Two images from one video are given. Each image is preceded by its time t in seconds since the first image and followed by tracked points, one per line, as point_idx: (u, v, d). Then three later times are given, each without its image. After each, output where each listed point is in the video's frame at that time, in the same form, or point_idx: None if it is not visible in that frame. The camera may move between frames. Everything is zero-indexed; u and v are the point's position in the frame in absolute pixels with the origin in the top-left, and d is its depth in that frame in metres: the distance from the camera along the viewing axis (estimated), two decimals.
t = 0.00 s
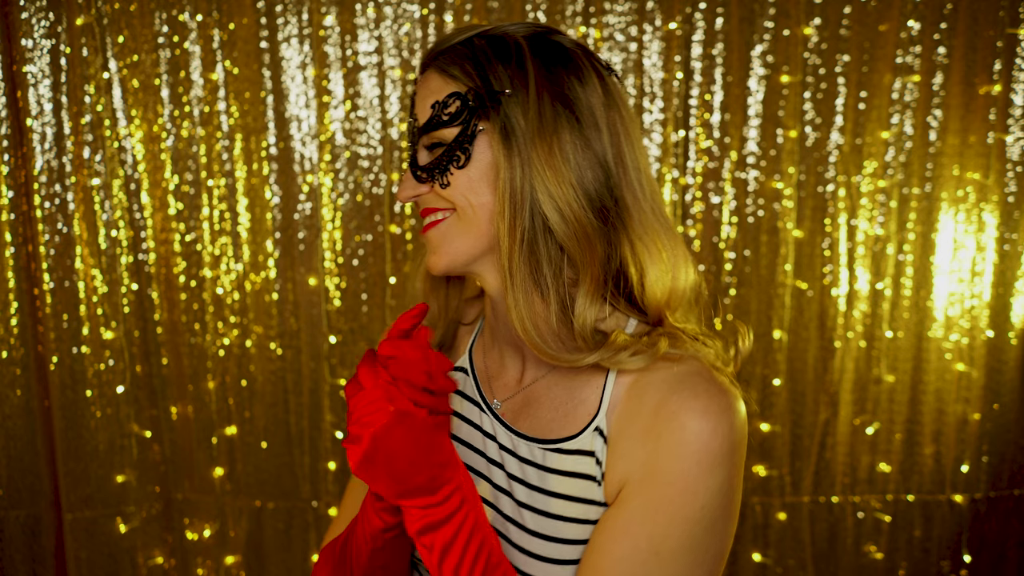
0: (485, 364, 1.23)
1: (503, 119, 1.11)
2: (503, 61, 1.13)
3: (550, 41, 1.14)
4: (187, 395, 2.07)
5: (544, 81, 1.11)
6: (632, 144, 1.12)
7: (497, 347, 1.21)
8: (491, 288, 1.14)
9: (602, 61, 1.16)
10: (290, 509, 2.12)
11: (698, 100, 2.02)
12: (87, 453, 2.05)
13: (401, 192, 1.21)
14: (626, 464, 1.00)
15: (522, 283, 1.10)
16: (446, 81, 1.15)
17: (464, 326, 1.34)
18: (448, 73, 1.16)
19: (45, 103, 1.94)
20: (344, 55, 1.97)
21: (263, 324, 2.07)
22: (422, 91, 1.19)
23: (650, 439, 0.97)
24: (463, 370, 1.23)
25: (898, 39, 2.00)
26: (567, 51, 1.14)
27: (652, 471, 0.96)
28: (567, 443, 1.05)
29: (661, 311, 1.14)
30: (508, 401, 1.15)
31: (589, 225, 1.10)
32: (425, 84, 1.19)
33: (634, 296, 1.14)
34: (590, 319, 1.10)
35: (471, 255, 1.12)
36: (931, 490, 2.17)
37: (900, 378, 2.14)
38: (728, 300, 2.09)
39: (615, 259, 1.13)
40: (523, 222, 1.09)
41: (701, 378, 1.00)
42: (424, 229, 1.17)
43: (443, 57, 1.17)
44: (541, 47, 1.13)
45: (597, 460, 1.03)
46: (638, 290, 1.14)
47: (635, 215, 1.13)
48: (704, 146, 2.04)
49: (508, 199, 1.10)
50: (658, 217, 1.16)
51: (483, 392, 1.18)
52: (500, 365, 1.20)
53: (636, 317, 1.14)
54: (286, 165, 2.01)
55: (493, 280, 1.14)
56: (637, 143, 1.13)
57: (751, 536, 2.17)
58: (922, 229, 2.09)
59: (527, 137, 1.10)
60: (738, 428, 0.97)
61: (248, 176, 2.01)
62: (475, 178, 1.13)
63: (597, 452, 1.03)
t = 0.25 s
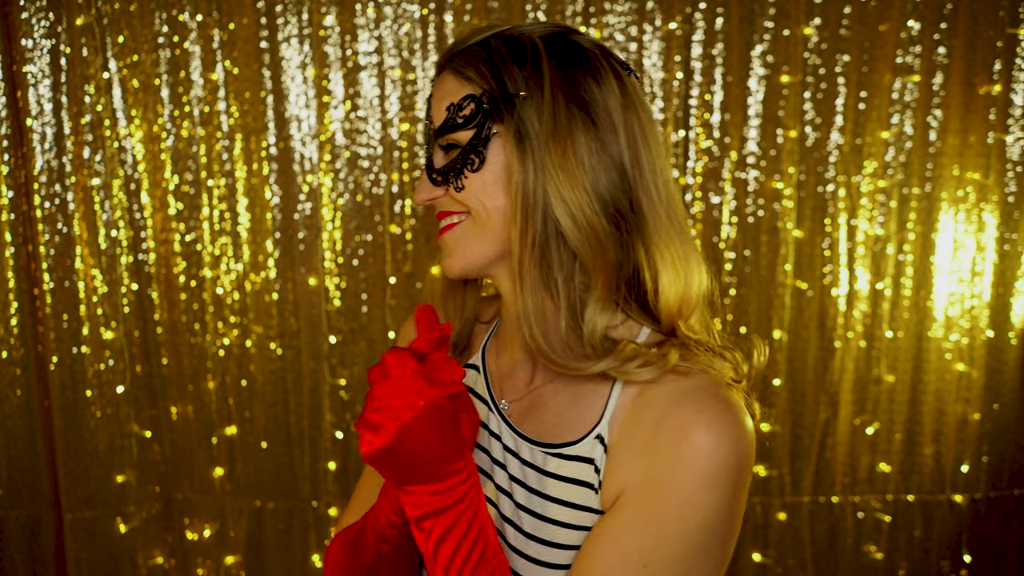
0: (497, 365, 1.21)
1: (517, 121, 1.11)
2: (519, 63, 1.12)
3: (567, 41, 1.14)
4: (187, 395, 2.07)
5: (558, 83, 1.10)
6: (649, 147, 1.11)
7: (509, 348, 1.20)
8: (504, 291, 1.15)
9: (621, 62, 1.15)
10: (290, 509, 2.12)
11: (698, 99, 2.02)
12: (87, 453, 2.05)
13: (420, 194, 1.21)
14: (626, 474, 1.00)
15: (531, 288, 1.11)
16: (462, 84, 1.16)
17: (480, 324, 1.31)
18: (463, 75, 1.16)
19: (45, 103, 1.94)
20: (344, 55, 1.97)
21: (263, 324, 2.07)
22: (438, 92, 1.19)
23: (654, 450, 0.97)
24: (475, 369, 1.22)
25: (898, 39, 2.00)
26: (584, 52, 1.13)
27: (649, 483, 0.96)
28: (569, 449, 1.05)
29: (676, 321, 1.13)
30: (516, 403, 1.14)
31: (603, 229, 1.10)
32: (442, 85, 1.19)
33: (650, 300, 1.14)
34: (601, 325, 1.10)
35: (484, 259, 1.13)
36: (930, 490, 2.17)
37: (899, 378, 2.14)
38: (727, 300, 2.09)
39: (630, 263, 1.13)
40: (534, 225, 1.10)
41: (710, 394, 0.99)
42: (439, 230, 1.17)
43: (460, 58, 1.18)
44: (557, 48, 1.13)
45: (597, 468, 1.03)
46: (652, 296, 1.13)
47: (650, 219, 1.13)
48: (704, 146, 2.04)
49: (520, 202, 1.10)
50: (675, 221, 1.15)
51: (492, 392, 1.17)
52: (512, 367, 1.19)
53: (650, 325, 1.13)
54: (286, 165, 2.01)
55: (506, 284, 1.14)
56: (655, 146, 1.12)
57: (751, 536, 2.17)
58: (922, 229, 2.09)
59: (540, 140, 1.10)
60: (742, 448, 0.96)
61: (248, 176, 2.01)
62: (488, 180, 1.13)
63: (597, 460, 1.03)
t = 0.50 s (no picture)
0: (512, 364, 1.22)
1: (530, 124, 1.11)
2: (531, 66, 1.12)
3: (581, 41, 1.13)
4: (187, 395, 2.07)
5: (570, 84, 1.10)
6: (661, 146, 1.12)
7: (522, 347, 1.20)
8: (521, 292, 1.15)
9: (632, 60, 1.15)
10: (289, 509, 2.12)
11: (698, 99, 2.02)
12: (87, 453, 2.05)
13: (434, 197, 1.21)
14: (646, 471, 1.01)
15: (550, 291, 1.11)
16: (474, 87, 1.15)
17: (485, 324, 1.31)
18: (476, 79, 1.15)
19: (45, 103, 1.94)
20: (344, 55, 1.97)
21: (263, 324, 2.07)
22: (449, 95, 1.19)
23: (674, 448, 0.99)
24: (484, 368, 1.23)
25: (898, 39, 2.00)
26: (595, 51, 1.13)
27: (669, 479, 0.97)
28: (586, 446, 1.06)
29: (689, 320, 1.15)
30: (529, 402, 1.16)
31: (617, 230, 1.10)
32: (453, 88, 1.19)
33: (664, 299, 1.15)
34: (621, 327, 1.11)
35: (501, 262, 1.12)
36: (931, 490, 2.17)
37: (900, 378, 2.14)
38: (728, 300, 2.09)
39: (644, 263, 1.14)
40: (548, 228, 1.10)
41: (730, 394, 1.01)
42: (456, 234, 1.17)
43: (471, 61, 1.17)
44: (570, 49, 1.13)
45: (616, 464, 1.04)
46: (667, 295, 1.14)
47: (663, 218, 1.13)
48: (704, 146, 2.04)
49: (534, 205, 1.10)
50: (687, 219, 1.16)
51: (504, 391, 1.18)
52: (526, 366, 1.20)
53: (663, 324, 1.14)
54: (285, 165, 2.01)
55: (523, 286, 1.14)
56: (667, 145, 1.12)
57: (751, 536, 2.17)
58: (922, 229, 2.09)
59: (554, 142, 1.10)
60: (760, 447, 0.96)
61: (248, 176, 2.01)
62: (503, 184, 1.12)
63: (616, 457, 1.05)
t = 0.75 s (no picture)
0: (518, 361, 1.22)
1: (542, 126, 1.11)
2: (541, 68, 1.12)
3: (586, 42, 1.14)
4: (187, 395, 2.07)
5: (581, 85, 1.11)
6: (667, 143, 1.14)
7: (530, 344, 1.20)
8: (535, 291, 1.15)
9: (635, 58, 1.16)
10: (290, 509, 2.12)
11: (698, 99, 2.02)
12: (87, 453, 2.05)
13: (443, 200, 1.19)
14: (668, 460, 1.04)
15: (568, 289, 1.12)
16: (484, 90, 1.14)
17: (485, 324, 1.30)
18: (484, 81, 1.14)
19: (45, 103, 1.94)
20: (344, 55, 1.97)
21: (263, 324, 2.07)
22: (456, 98, 1.17)
23: (694, 437, 1.02)
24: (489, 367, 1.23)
25: (898, 39, 2.00)
26: (600, 51, 1.13)
27: (697, 467, 1.00)
28: (609, 438, 1.08)
29: (695, 312, 1.19)
30: (542, 397, 1.17)
31: (630, 228, 1.12)
32: (458, 91, 1.17)
33: (670, 292, 1.18)
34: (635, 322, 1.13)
35: (517, 262, 1.11)
36: (930, 490, 2.17)
37: (900, 378, 2.14)
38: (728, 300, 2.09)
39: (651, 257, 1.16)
40: (565, 230, 1.10)
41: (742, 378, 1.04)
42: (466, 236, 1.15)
43: (477, 63, 1.16)
44: (576, 49, 1.13)
45: (642, 455, 1.06)
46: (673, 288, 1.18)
47: (671, 216, 1.17)
48: (704, 146, 2.04)
49: (550, 207, 1.10)
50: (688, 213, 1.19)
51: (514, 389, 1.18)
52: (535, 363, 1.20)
53: (671, 317, 1.18)
54: (285, 165, 2.01)
55: (539, 286, 1.14)
56: (672, 141, 1.15)
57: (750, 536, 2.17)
58: (922, 229, 2.09)
59: (567, 143, 1.10)
60: (778, 428, 1.01)
61: (248, 176, 2.01)
62: (517, 187, 1.11)
63: (641, 447, 1.06)
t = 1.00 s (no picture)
0: (512, 360, 1.22)
1: (558, 125, 1.12)
2: (553, 66, 1.13)
3: (592, 43, 1.16)
4: (187, 395, 2.07)
5: (593, 85, 1.13)
6: (673, 143, 1.18)
7: (527, 342, 1.20)
8: (539, 290, 1.16)
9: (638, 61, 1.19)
10: (290, 509, 2.12)
11: (698, 99, 2.03)
12: (87, 453, 2.05)
13: (447, 198, 1.18)
14: (672, 456, 1.05)
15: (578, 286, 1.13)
16: (495, 88, 1.14)
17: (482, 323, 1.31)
18: (496, 79, 1.14)
19: (45, 103, 1.94)
20: (344, 55, 1.97)
21: (263, 324, 2.07)
22: (462, 95, 1.17)
23: (699, 430, 1.03)
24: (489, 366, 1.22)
25: (898, 39, 2.00)
26: (608, 52, 1.15)
27: (705, 461, 1.02)
28: (615, 434, 1.08)
29: (694, 309, 1.22)
30: (544, 395, 1.16)
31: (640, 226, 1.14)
32: (464, 88, 1.17)
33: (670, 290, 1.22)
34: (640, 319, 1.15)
35: (526, 259, 1.12)
36: (930, 490, 2.17)
37: (900, 378, 2.14)
38: (728, 300, 2.09)
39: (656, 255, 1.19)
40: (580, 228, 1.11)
41: (738, 368, 1.08)
42: (472, 234, 1.15)
43: (485, 60, 1.16)
44: (584, 50, 1.15)
45: (648, 450, 1.07)
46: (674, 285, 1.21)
47: (675, 215, 1.20)
48: (704, 146, 2.04)
49: (565, 205, 1.12)
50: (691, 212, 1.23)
51: (515, 387, 1.18)
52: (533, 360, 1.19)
53: (669, 315, 1.21)
54: (285, 165, 2.01)
55: (545, 284, 1.15)
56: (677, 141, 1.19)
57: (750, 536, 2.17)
58: (922, 229, 2.09)
59: (582, 142, 1.12)
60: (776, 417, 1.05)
61: (248, 176, 2.01)
62: (531, 184, 1.12)
63: (648, 443, 1.07)
